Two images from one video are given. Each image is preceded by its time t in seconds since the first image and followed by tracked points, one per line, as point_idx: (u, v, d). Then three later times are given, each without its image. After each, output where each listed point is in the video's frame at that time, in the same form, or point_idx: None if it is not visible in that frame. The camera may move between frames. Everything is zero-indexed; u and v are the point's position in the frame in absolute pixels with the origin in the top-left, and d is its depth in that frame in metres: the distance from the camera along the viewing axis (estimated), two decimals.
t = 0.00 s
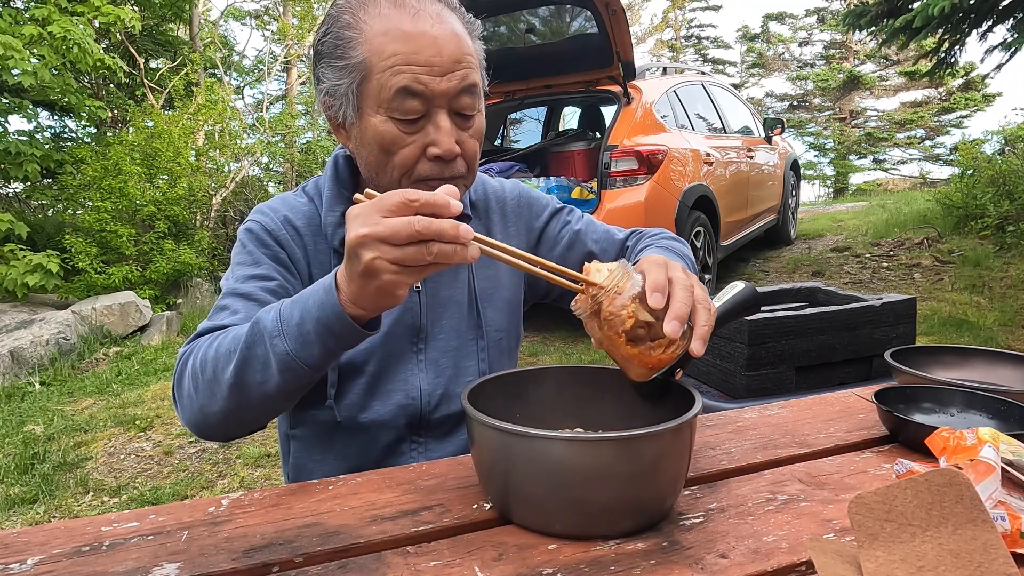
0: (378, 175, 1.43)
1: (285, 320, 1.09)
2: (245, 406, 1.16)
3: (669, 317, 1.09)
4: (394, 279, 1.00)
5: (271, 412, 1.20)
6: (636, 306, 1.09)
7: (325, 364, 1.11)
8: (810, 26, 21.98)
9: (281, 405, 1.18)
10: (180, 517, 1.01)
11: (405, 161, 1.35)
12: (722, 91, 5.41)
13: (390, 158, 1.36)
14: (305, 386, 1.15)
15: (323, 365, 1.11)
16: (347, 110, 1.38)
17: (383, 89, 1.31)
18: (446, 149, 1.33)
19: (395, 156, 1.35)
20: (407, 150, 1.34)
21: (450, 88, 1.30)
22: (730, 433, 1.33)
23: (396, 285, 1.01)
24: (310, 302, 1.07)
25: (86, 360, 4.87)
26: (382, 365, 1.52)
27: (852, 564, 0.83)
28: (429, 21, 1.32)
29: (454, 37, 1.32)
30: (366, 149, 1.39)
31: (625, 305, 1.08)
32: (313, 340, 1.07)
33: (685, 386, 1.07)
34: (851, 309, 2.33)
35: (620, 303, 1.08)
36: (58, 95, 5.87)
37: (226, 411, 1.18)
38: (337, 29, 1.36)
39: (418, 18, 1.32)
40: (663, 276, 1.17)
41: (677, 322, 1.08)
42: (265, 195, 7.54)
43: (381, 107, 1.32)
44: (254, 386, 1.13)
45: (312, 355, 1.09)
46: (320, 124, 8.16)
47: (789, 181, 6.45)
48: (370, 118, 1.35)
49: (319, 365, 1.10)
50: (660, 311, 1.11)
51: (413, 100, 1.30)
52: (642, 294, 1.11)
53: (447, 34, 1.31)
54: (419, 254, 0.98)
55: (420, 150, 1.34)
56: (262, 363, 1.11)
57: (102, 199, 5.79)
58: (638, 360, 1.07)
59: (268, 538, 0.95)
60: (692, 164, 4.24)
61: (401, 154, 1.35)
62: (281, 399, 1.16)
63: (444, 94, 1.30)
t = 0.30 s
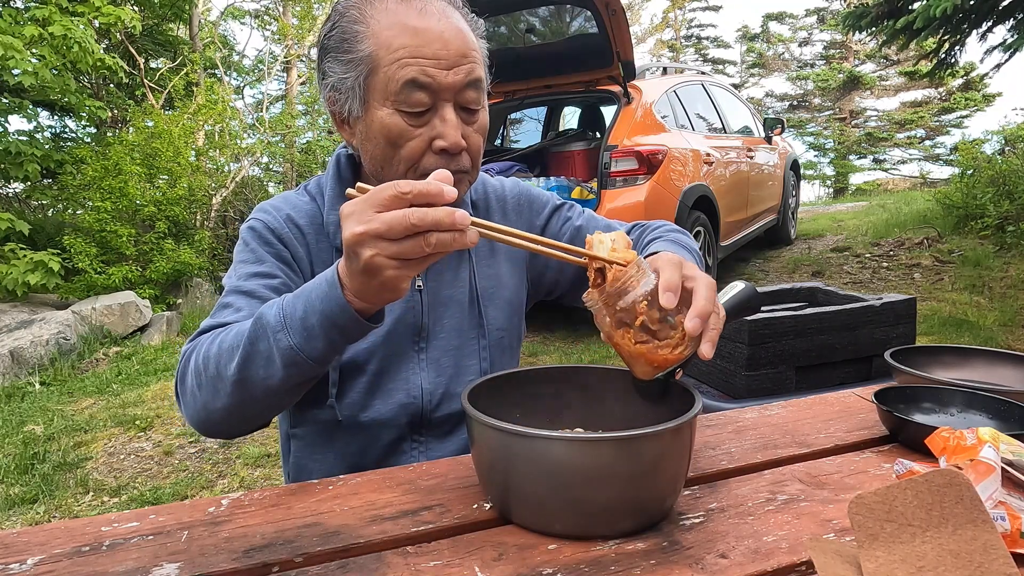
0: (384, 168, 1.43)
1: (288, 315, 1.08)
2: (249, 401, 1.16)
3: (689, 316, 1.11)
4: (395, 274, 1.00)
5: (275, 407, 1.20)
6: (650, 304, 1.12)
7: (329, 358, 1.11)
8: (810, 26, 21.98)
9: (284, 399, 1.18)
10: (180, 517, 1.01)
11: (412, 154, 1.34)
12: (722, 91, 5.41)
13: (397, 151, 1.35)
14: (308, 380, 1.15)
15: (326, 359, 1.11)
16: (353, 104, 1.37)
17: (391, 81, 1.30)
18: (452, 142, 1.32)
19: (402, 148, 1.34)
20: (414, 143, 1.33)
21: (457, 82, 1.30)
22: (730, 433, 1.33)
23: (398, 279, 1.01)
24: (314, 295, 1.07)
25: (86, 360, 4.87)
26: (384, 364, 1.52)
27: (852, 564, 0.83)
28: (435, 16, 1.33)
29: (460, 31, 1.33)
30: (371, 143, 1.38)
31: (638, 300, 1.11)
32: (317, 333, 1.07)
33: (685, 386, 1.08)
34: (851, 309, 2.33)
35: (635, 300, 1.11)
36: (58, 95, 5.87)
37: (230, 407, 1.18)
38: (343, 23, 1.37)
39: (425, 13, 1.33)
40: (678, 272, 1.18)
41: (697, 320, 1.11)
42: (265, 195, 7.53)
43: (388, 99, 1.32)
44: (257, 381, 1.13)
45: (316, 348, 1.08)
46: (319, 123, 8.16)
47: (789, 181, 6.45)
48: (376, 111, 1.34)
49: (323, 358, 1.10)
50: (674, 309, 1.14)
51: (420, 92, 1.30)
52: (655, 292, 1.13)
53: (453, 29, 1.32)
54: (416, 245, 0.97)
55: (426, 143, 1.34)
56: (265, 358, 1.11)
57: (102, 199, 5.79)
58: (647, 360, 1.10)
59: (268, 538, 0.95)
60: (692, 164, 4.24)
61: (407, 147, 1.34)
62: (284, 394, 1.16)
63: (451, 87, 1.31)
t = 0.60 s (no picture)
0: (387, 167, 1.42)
1: (280, 297, 1.09)
2: (246, 389, 1.16)
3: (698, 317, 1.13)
4: (381, 243, 1.00)
5: (273, 395, 1.19)
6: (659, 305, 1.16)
7: (323, 338, 1.10)
8: (810, 26, 21.98)
9: (281, 386, 1.17)
10: (180, 517, 1.01)
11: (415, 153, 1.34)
12: (722, 91, 5.41)
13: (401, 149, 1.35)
14: (304, 364, 1.14)
15: (322, 339, 1.10)
16: (356, 101, 1.37)
17: (395, 79, 1.30)
18: (456, 140, 1.32)
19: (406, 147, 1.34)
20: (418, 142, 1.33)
21: (461, 81, 1.30)
22: (730, 433, 1.33)
23: (385, 248, 1.02)
24: (305, 276, 1.07)
25: (86, 360, 4.87)
26: (385, 364, 1.52)
27: (852, 564, 0.83)
28: (439, 16, 1.33)
29: (464, 32, 1.33)
30: (375, 141, 1.38)
31: (649, 301, 1.16)
32: (310, 313, 1.07)
33: (685, 385, 1.08)
34: (851, 309, 2.33)
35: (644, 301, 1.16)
36: (58, 95, 5.87)
37: (229, 398, 1.19)
38: (347, 22, 1.36)
39: (429, 12, 1.33)
40: (690, 275, 1.20)
41: (705, 324, 1.12)
42: (265, 195, 7.54)
43: (392, 98, 1.31)
44: (254, 367, 1.13)
45: (310, 329, 1.08)
46: (319, 123, 8.16)
47: (789, 181, 6.45)
48: (380, 109, 1.34)
49: (317, 338, 1.09)
50: (683, 311, 1.17)
51: (424, 91, 1.30)
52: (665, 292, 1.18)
53: (457, 30, 1.32)
54: (399, 211, 0.98)
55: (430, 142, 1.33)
56: (261, 343, 1.11)
57: (102, 199, 5.79)
58: (650, 358, 1.12)
59: (269, 538, 0.95)
60: (692, 164, 4.24)
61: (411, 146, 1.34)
62: (283, 378, 1.15)
63: (455, 86, 1.31)
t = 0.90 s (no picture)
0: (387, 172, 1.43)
1: (246, 282, 1.09)
2: (218, 376, 1.16)
3: (711, 330, 1.10)
4: (334, 220, 1.00)
5: (248, 383, 1.18)
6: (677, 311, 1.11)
7: (291, 322, 1.10)
8: (810, 26, 21.98)
9: (253, 375, 1.17)
10: (180, 517, 1.01)
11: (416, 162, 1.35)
12: (722, 91, 5.41)
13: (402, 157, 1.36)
14: (274, 349, 1.14)
15: (289, 322, 1.10)
16: (360, 107, 1.38)
17: (400, 88, 1.30)
18: (457, 152, 1.33)
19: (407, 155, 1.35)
20: (419, 151, 1.34)
21: (465, 93, 1.30)
22: (730, 433, 1.33)
23: (338, 226, 1.01)
24: (268, 260, 1.07)
25: (86, 360, 4.87)
26: (385, 364, 1.52)
27: (852, 564, 0.83)
28: (446, 24, 1.32)
29: (472, 41, 1.32)
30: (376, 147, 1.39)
31: (668, 302, 1.11)
32: (275, 293, 1.07)
33: (686, 385, 1.08)
34: (851, 309, 2.33)
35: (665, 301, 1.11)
36: (58, 95, 5.86)
37: (206, 389, 1.19)
38: (355, 25, 1.36)
39: (437, 20, 1.32)
40: (712, 285, 1.16)
41: (717, 336, 1.10)
42: (265, 195, 7.53)
43: (396, 105, 1.32)
44: (225, 353, 1.14)
45: (275, 311, 1.08)
46: (319, 123, 8.16)
47: (789, 181, 6.45)
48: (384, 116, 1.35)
49: (284, 321, 1.09)
50: (698, 320, 1.13)
51: (428, 101, 1.30)
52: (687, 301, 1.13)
53: (464, 39, 1.31)
54: (352, 188, 0.97)
55: (431, 152, 1.34)
56: (230, 328, 1.12)
57: (102, 199, 5.79)
58: (660, 362, 1.07)
59: (269, 538, 0.95)
60: (692, 164, 4.24)
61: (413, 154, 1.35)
62: (254, 366, 1.15)
63: (459, 97, 1.31)
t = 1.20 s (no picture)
0: (390, 176, 1.43)
1: (261, 327, 1.10)
2: (212, 406, 1.18)
3: (783, 330, 1.09)
4: (371, 332, 0.99)
5: (242, 418, 1.20)
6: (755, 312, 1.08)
7: (297, 376, 1.11)
8: (810, 26, 21.97)
9: (249, 413, 1.19)
10: (180, 517, 1.01)
11: (422, 167, 1.36)
12: (722, 91, 5.41)
13: (407, 162, 1.37)
14: (275, 395, 1.16)
15: (291, 377, 1.11)
16: (365, 109, 1.37)
17: (406, 93, 1.30)
18: (463, 159, 1.34)
19: (413, 160, 1.36)
20: (424, 156, 1.35)
21: (472, 99, 1.31)
22: (730, 433, 1.33)
23: (372, 337, 1.00)
24: (287, 315, 1.07)
25: (86, 360, 4.87)
26: (385, 366, 1.51)
27: (852, 564, 0.83)
28: (455, 28, 1.31)
29: (480, 45, 1.31)
30: (381, 150, 1.39)
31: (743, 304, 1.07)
32: (286, 350, 1.07)
33: (685, 386, 1.07)
34: (851, 309, 2.33)
35: (744, 302, 1.07)
36: (58, 95, 5.86)
37: (194, 409, 1.19)
38: (362, 26, 1.36)
39: (444, 23, 1.31)
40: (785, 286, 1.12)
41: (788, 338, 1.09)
42: (265, 195, 7.52)
43: (402, 110, 1.32)
44: (223, 390, 1.15)
45: (284, 367, 1.09)
46: (320, 123, 8.16)
47: (789, 181, 6.45)
48: (389, 120, 1.35)
49: (289, 377, 1.10)
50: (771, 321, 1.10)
51: (435, 106, 1.30)
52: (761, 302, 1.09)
53: (473, 42, 1.31)
54: (406, 321, 0.98)
55: (437, 158, 1.35)
56: (234, 369, 1.13)
57: (102, 199, 5.79)
58: (731, 364, 1.07)
59: (268, 538, 0.95)
60: (692, 164, 4.24)
61: (418, 159, 1.36)
62: (250, 406, 1.17)
63: (466, 103, 1.31)
